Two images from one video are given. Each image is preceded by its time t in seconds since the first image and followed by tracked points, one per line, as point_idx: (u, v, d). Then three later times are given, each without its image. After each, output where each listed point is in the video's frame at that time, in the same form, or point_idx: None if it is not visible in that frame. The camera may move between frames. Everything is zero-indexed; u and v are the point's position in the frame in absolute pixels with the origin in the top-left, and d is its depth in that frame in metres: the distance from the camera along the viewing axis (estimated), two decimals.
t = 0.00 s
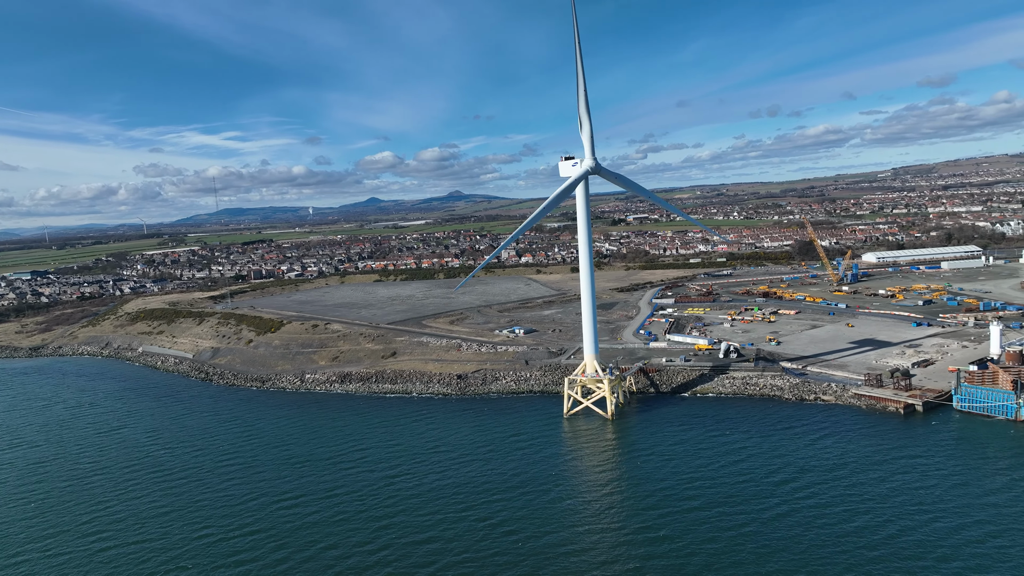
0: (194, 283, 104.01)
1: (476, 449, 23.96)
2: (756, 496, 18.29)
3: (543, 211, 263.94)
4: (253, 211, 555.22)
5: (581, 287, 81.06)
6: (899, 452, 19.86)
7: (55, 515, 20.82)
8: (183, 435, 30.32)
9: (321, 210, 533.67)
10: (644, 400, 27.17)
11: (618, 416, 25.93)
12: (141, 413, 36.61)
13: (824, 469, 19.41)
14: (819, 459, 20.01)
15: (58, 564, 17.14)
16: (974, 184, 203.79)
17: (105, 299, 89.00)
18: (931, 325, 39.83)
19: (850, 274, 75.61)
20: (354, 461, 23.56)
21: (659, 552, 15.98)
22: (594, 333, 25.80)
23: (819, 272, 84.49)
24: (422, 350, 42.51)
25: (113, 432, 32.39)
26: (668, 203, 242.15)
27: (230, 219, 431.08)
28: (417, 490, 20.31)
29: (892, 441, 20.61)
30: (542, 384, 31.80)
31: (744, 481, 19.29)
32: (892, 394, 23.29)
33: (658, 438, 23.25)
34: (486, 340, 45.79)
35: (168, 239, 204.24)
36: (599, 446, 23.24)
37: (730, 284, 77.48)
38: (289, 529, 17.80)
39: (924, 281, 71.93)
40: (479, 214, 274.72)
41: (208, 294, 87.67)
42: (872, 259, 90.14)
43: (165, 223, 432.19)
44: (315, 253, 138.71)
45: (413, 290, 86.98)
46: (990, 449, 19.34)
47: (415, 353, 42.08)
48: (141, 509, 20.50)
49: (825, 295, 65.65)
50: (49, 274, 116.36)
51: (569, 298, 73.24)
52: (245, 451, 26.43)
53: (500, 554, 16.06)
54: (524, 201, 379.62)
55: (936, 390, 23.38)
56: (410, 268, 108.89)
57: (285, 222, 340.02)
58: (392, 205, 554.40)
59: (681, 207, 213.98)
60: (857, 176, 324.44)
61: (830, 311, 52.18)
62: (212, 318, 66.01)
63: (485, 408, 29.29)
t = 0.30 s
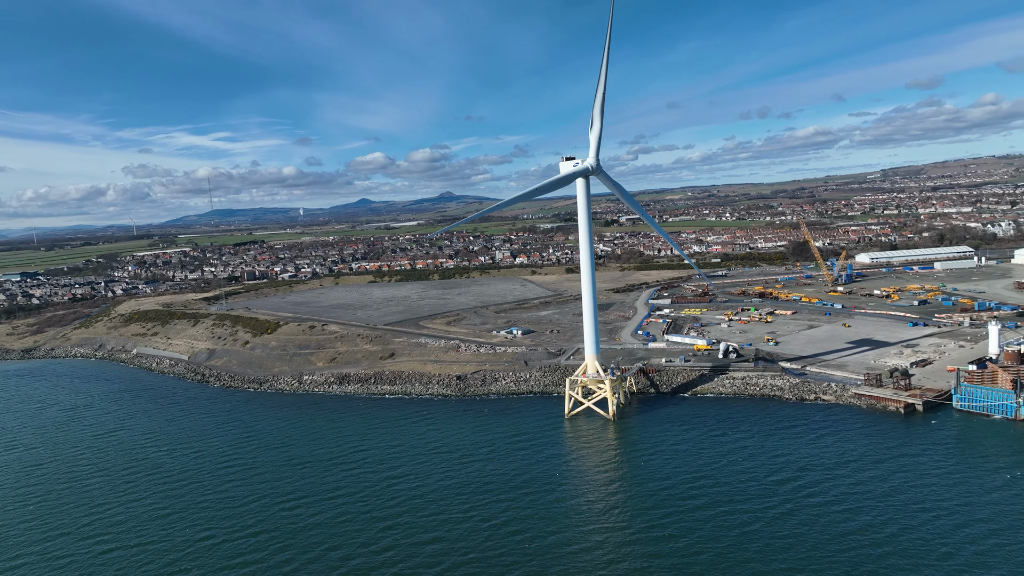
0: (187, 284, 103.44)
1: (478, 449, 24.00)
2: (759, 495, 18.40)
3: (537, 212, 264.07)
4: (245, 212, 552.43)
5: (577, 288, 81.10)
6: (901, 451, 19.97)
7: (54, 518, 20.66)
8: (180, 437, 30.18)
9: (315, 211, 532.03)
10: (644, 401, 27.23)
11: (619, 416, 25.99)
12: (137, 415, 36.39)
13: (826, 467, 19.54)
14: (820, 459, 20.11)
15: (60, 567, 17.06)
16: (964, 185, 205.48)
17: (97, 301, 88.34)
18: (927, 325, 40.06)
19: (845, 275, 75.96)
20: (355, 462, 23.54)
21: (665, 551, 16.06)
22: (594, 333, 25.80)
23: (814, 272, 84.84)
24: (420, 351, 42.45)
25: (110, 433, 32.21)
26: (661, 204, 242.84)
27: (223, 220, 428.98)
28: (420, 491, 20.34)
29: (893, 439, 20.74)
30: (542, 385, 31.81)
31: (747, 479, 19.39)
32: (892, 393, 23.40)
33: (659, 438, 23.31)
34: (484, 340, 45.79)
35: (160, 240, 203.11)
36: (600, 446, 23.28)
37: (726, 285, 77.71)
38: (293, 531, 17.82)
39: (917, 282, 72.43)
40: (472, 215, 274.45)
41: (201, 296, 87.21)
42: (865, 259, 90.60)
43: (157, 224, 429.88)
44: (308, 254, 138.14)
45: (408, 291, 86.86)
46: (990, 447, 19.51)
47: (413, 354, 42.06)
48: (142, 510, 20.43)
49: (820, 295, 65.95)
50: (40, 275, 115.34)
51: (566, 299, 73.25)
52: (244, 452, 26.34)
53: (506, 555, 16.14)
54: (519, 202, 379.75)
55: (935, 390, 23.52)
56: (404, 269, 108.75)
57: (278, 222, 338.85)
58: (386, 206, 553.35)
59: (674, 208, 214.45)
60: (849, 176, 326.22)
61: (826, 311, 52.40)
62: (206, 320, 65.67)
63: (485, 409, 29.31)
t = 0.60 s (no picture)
0: (180, 285, 102.96)
1: (480, 449, 24.03)
2: (762, 494, 18.49)
3: (530, 212, 263.90)
4: (236, 213, 549.12)
5: (573, 288, 81.21)
6: (902, 449, 20.07)
7: (53, 521, 20.52)
8: (179, 438, 30.07)
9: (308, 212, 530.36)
10: (645, 401, 27.26)
11: (620, 417, 26.03)
12: (134, 416, 36.16)
13: (829, 466, 19.63)
14: (822, 457, 20.19)
15: (62, 570, 16.96)
16: (954, 186, 207.17)
17: (89, 302, 87.76)
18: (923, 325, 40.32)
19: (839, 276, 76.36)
20: (357, 463, 23.50)
21: (669, 550, 16.15)
22: (595, 333, 25.80)
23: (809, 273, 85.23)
24: (418, 352, 42.38)
25: (107, 435, 32.05)
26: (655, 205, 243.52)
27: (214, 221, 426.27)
28: (423, 491, 20.34)
29: (894, 438, 20.87)
30: (542, 386, 31.80)
31: (750, 478, 19.46)
32: (892, 393, 23.51)
33: (660, 438, 23.37)
34: (483, 341, 45.77)
35: (152, 241, 202.05)
36: (601, 446, 23.34)
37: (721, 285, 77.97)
38: (296, 532, 17.81)
39: (911, 282, 72.89)
40: (466, 216, 274.24)
41: (195, 297, 86.78)
42: (859, 260, 91.13)
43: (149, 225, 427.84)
44: (301, 255, 137.71)
45: (403, 292, 86.76)
46: (991, 445, 19.65)
47: (411, 355, 42.00)
48: (143, 512, 20.34)
49: (816, 295, 66.28)
50: (30, 276, 114.44)
51: (562, 299, 73.30)
52: (244, 453, 26.27)
53: (512, 554, 16.21)
54: (512, 203, 379.44)
55: (935, 390, 23.65)
56: (399, 270, 108.65)
57: (271, 224, 337.75)
58: (378, 207, 550.28)
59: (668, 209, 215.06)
60: (841, 177, 328.12)
61: (822, 312, 52.64)
62: (201, 321, 65.38)
63: (486, 409, 29.30)
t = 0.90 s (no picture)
0: (173, 287, 102.40)
1: (482, 449, 24.03)
2: (765, 492, 18.57)
3: (523, 213, 264.06)
4: (228, 213, 547.21)
5: (569, 289, 81.29)
6: (903, 448, 20.19)
7: (52, 523, 20.39)
8: (177, 439, 29.91)
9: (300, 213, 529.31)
10: (646, 401, 27.31)
11: (622, 416, 26.03)
12: (130, 418, 35.90)
13: (831, 464, 19.72)
14: (824, 456, 20.27)
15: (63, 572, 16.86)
16: (943, 187, 209.11)
17: (81, 303, 87.13)
18: (919, 325, 40.60)
19: (833, 277, 76.81)
20: (359, 464, 23.44)
21: (674, 549, 16.21)
22: (596, 333, 25.85)
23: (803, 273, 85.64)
24: (417, 353, 42.32)
25: (105, 436, 31.86)
26: (648, 206, 244.24)
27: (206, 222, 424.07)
28: (425, 492, 20.34)
29: (895, 436, 21.01)
30: (542, 386, 31.79)
31: (752, 477, 19.54)
32: (892, 393, 23.64)
33: (662, 438, 23.41)
34: (481, 341, 45.73)
35: (144, 242, 200.93)
36: (603, 446, 23.37)
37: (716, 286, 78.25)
38: (299, 532, 17.84)
39: (904, 283, 73.35)
40: (459, 216, 273.89)
41: (189, 298, 86.30)
42: (852, 259, 91.69)
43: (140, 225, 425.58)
44: (294, 256, 137.28)
45: (399, 293, 86.56)
46: (991, 444, 19.78)
47: (410, 355, 41.92)
48: (144, 514, 20.23)
49: (811, 296, 66.57)
50: (19, 278, 113.36)
51: (558, 300, 73.40)
52: (243, 454, 26.19)
53: (517, 555, 16.33)
54: (505, 204, 379.09)
55: (935, 389, 23.79)
56: (393, 271, 108.46)
57: (264, 225, 336.44)
58: (372, 208, 549.64)
59: (661, 209, 215.71)
60: (831, 178, 330.36)
61: (818, 312, 52.84)
62: (196, 322, 65.05)
63: (487, 410, 29.30)
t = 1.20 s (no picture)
0: (166, 288, 101.79)
1: (483, 449, 24.06)
2: (768, 491, 18.64)
3: (517, 214, 263.71)
4: (221, 214, 544.67)
5: (566, 290, 81.31)
6: (904, 446, 20.31)
7: (51, 525, 20.32)
8: (175, 440, 29.81)
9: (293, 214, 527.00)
10: (647, 401, 27.36)
11: (623, 417, 26.08)
12: (127, 419, 35.70)
13: (834, 463, 19.79)
14: (826, 455, 20.36)
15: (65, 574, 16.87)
16: (932, 188, 210.95)
17: (73, 305, 86.38)
18: (915, 325, 40.86)
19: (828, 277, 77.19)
20: (360, 464, 23.45)
21: (681, 548, 16.24)
22: (597, 334, 25.94)
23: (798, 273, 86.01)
24: (415, 353, 42.28)
25: (102, 438, 31.72)
26: (642, 206, 244.86)
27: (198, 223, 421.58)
28: (428, 492, 20.37)
29: (896, 435, 21.13)
30: (542, 387, 31.79)
31: (755, 476, 19.62)
32: (892, 392, 23.77)
33: (663, 437, 23.45)
34: (479, 342, 45.66)
35: (136, 242, 199.83)
36: (605, 445, 23.39)
37: (712, 286, 78.49)
38: (302, 533, 17.96)
39: (898, 283, 73.80)
40: (452, 217, 273.52)
41: (182, 299, 85.80)
42: (846, 259, 92.18)
43: (131, 226, 422.77)
44: (286, 256, 136.71)
45: (394, 294, 86.36)
46: (991, 442, 19.92)
47: (408, 356, 41.83)
48: (146, 516, 20.22)
49: (806, 296, 66.87)
50: (9, 279, 112.27)
51: (555, 300, 73.44)
52: (243, 455, 26.14)
53: (522, 554, 16.46)
54: (499, 205, 377.01)
55: (934, 389, 23.94)
56: (388, 272, 108.16)
57: (256, 225, 334.93)
58: (365, 209, 545.01)
59: (655, 210, 216.34)
60: (822, 179, 331.94)
61: (814, 312, 53.07)
62: (191, 323, 64.69)
63: (487, 410, 29.28)
